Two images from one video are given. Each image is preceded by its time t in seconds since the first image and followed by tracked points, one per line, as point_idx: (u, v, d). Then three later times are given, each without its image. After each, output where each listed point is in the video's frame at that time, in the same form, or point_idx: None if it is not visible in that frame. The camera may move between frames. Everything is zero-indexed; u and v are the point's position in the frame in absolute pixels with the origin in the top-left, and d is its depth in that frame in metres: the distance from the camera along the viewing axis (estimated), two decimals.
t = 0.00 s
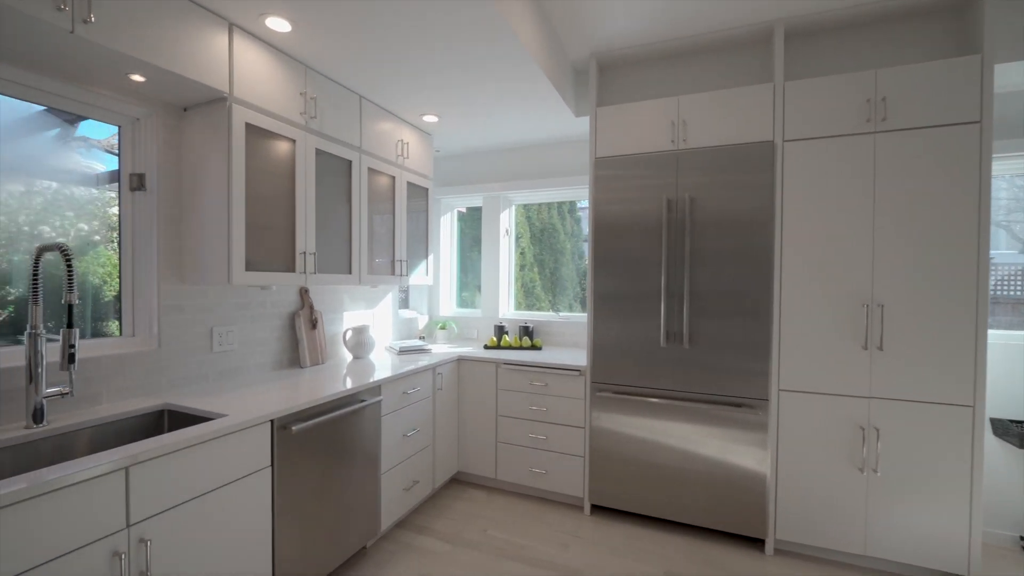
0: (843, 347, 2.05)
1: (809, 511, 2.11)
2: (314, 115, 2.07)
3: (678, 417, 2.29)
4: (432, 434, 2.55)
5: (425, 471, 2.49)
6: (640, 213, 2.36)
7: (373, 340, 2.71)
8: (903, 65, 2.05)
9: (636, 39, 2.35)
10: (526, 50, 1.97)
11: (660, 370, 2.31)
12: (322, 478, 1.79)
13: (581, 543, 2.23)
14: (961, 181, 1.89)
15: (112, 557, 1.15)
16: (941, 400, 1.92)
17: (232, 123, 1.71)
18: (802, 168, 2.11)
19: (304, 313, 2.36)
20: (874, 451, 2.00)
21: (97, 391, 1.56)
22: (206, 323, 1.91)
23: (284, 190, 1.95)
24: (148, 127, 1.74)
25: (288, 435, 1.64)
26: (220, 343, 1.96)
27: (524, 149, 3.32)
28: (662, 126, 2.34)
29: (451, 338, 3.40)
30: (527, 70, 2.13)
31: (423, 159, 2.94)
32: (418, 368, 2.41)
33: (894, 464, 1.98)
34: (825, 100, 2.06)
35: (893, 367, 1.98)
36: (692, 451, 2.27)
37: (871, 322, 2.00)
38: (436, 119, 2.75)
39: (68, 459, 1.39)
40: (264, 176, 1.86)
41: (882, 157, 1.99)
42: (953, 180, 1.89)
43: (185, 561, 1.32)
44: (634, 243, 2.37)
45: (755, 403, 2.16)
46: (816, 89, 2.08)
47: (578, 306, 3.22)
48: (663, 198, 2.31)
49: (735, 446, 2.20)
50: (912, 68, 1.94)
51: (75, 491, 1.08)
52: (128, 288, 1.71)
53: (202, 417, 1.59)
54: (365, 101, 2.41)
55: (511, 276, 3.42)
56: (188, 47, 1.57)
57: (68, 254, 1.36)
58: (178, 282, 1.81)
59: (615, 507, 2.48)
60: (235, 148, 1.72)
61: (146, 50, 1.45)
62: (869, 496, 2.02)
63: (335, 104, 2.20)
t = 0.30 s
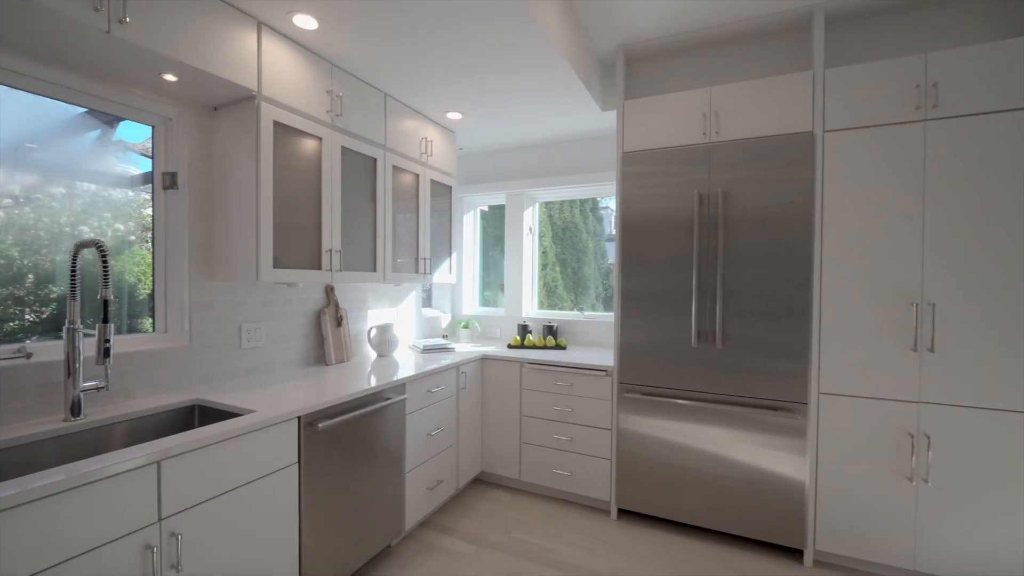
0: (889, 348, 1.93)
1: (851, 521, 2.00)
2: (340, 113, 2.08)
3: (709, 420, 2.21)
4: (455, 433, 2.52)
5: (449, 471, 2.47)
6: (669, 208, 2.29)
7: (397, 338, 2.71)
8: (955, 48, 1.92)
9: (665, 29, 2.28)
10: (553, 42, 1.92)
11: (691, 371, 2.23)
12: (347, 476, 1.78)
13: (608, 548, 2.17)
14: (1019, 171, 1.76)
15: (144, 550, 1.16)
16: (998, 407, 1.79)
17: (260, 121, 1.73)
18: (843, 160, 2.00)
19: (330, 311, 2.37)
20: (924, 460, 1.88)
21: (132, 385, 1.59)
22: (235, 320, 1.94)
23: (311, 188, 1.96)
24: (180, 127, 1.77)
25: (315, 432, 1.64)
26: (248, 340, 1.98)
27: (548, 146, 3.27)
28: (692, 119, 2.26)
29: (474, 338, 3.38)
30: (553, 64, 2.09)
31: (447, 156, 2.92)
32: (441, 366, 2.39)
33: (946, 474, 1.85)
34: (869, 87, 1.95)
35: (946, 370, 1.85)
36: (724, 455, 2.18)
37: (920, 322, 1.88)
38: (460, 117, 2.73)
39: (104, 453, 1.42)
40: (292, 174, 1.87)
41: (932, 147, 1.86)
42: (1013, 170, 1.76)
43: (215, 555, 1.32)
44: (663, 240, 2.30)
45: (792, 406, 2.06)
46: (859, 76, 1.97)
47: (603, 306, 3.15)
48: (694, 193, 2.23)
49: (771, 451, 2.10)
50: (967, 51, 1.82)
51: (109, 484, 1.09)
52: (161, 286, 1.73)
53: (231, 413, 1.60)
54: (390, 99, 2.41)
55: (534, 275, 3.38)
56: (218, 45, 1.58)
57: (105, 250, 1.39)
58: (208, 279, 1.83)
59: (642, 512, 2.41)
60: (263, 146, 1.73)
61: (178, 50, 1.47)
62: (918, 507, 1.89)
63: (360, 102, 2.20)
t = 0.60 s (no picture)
0: (943, 350, 1.81)
1: (899, 534, 1.88)
2: (368, 113, 2.09)
3: (744, 424, 2.13)
4: (481, 434, 2.50)
5: (475, 471, 2.45)
6: (701, 204, 2.22)
7: (423, 337, 2.71)
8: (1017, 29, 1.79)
9: (698, 20, 2.21)
10: (584, 36, 1.88)
11: (725, 373, 2.16)
12: (375, 474, 1.78)
13: (638, 554, 2.11)
14: None
15: (180, 543, 1.18)
16: None
17: (291, 122, 1.75)
18: (891, 151, 1.89)
19: (358, 309, 2.39)
20: (982, 470, 1.75)
21: (168, 381, 1.63)
22: (266, 318, 1.97)
23: (340, 187, 1.97)
24: (215, 129, 1.81)
25: (344, 429, 1.65)
26: (279, 338, 2.01)
27: (574, 143, 3.22)
28: (726, 112, 2.18)
29: (499, 337, 3.36)
30: (582, 59, 2.05)
31: (473, 155, 2.91)
32: (468, 366, 2.38)
33: (1008, 486, 1.72)
34: (919, 73, 1.84)
35: (1007, 374, 1.72)
36: (760, 461, 2.10)
37: (977, 322, 1.76)
38: (486, 115, 2.72)
39: (142, 446, 1.45)
40: (321, 174, 1.89)
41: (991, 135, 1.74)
42: None
43: (247, 550, 1.33)
44: (695, 237, 2.23)
45: (834, 411, 1.96)
46: (908, 62, 1.86)
47: (631, 306, 3.09)
48: (728, 188, 2.15)
49: (811, 457, 2.01)
50: None
51: (148, 478, 1.11)
52: (196, 285, 1.77)
53: (263, 409, 1.62)
54: (417, 99, 2.41)
55: (560, 275, 3.34)
56: (251, 47, 1.61)
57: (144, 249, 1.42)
58: (241, 277, 1.87)
59: (673, 518, 2.34)
60: (294, 146, 1.75)
61: (213, 51, 1.49)
62: (976, 522, 1.77)
63: (388, 101, 2.21)
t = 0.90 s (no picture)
0: (1005, 354, 1.68)
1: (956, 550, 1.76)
2: (398, 113, 2.10)
3: (783, 429, 2.04)
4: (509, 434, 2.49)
5: (503, 471, 2.43)
6: (737, 201, 2.14)
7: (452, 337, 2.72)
8: None
9: (734, 11, 2.14)
10: (615, 31, 1.85)
11: (762, 376, 2.07)
12: (405, 472, 1.79)
13: (670, 560, 2.05)
14: None
15: (219, 536, 1.20)
16: None
17: (324, 123, 1.77)
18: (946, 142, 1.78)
19: (388, 308, 2.41)
20: None
21: (207, 377, 1.67)
22: (300, 316, 2.00)
23: (370, 187, 1.99)
24: (251, 131, 1.85)
25: (374, 427, 1.66)
26: (312, 335, 2.04)
27: (602, 141, 3.17)
28: (764, 105, 2.10)
29: (526, 337, 3.34)
30: (614, 54, 2.01)
31: (500, 154, 2.90)
32: (496, 365, 2.36)
33: None
34: (978, 58, 1.71)
35: None
36: (801, 468, 2.01)
37: None
38: (514, 114, 2.71)
39: (183, 440, 1.49)
40: (353, 174, 1.91)
41: None
42: None
43: (282, 543, 1.35)
44: (730, 235, 2.15)
45: (882, 417, 1.86)
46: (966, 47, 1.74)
47: (661, 306, 3.01)
48: (766, 184, 2.07)
49: (856, 465, 1.91)
50: None
51: (188, 471, 1.14)
52: (233, 284, 1.82)
53: (296, 406, 1.65)
54: (445, 99, 2.42)
55: (588, 274, 3.29)
56: (286, 50, 1.64)
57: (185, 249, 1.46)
58: (276, 276, 1.90)
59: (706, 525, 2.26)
60: (326, 146, 1.77)
61: (250, 55, 1.53)
62: None
63: (417, 101, 2.23)
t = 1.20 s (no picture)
0: None
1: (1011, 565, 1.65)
2: (424, 113, 2.11)
3: (820, 434, 1.96)
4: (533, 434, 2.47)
5: (528, 471, 2.42)
6: (770, 198, 2.07)
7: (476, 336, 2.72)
8: None
9: (767, 3, 2.07)
10: (644, 26, 1.81)
11: (796, 378, 2.00)
12: (431, 470, 1.79)
13: (700, 566, 2.00)
14: None
15: (253, 528, 1.23)
16: None
17: (353, 124, 1.80)
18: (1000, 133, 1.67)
19: (413, 307, 2.43)
20: None
21: (240, 373, 1.72)
22: (328, 314, 2.04)
23: (397, 187, 2.01)
24: (282, 134, 1.90)
25: (402, 425, 1.67)
26: (340, 334, 2.07)
27: (628, 138, 3.12)
28: (800, 98, 2.02)
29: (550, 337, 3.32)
30: (642, 49, 1.97)
31: (525, 153, 2.89)
32: (521, 365, 2.35)
33: None
34: None
35: None
36: (839, 475, 1.93)
37: None
38: (539, 112, 2.69)
39: (217, 434, 1.54)
40: (380, 174, 1.93)
41: None
42: None
43: (312, 537, 1.37)
44: (763, 233, 2.09)
45: (927, 424, 1.76)
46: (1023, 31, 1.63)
47: (689, 306, 2.95)
48: (802, 180, 1.99)
49: (899, 473, 1.82)
50: None
51: (224, 465, 1.16)
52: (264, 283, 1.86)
53: (326, 403, 1.67)
54: (471, 98, 2.42)
55: (613, 274, 3.25)
56: (316, 53, 1.66)
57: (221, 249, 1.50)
58: (306, 275, 1.94)
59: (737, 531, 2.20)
60: (355, 147, 1.80)
61: (282, 58, 1.56)
62: None
63: (443, 101, 2.24)
